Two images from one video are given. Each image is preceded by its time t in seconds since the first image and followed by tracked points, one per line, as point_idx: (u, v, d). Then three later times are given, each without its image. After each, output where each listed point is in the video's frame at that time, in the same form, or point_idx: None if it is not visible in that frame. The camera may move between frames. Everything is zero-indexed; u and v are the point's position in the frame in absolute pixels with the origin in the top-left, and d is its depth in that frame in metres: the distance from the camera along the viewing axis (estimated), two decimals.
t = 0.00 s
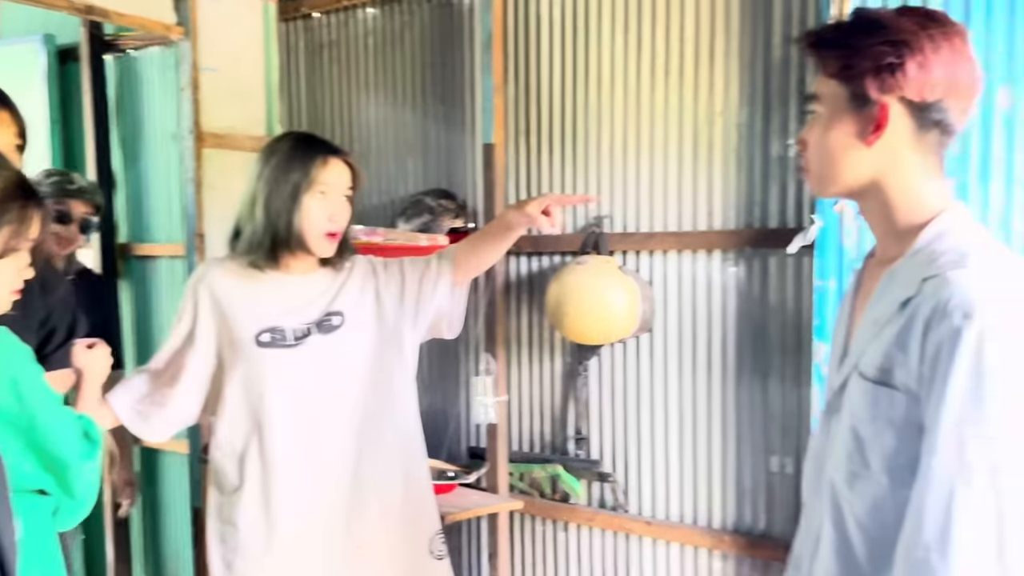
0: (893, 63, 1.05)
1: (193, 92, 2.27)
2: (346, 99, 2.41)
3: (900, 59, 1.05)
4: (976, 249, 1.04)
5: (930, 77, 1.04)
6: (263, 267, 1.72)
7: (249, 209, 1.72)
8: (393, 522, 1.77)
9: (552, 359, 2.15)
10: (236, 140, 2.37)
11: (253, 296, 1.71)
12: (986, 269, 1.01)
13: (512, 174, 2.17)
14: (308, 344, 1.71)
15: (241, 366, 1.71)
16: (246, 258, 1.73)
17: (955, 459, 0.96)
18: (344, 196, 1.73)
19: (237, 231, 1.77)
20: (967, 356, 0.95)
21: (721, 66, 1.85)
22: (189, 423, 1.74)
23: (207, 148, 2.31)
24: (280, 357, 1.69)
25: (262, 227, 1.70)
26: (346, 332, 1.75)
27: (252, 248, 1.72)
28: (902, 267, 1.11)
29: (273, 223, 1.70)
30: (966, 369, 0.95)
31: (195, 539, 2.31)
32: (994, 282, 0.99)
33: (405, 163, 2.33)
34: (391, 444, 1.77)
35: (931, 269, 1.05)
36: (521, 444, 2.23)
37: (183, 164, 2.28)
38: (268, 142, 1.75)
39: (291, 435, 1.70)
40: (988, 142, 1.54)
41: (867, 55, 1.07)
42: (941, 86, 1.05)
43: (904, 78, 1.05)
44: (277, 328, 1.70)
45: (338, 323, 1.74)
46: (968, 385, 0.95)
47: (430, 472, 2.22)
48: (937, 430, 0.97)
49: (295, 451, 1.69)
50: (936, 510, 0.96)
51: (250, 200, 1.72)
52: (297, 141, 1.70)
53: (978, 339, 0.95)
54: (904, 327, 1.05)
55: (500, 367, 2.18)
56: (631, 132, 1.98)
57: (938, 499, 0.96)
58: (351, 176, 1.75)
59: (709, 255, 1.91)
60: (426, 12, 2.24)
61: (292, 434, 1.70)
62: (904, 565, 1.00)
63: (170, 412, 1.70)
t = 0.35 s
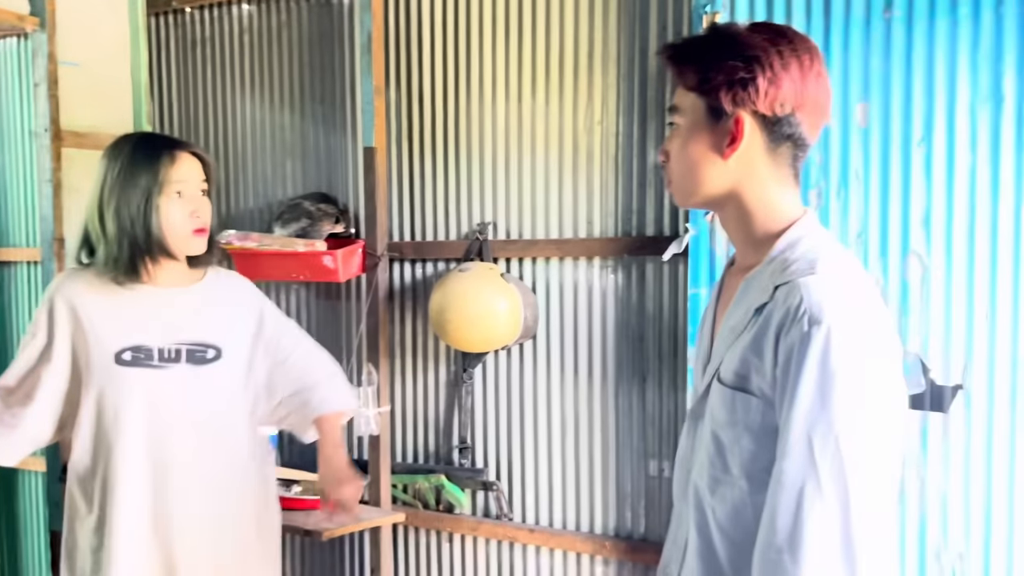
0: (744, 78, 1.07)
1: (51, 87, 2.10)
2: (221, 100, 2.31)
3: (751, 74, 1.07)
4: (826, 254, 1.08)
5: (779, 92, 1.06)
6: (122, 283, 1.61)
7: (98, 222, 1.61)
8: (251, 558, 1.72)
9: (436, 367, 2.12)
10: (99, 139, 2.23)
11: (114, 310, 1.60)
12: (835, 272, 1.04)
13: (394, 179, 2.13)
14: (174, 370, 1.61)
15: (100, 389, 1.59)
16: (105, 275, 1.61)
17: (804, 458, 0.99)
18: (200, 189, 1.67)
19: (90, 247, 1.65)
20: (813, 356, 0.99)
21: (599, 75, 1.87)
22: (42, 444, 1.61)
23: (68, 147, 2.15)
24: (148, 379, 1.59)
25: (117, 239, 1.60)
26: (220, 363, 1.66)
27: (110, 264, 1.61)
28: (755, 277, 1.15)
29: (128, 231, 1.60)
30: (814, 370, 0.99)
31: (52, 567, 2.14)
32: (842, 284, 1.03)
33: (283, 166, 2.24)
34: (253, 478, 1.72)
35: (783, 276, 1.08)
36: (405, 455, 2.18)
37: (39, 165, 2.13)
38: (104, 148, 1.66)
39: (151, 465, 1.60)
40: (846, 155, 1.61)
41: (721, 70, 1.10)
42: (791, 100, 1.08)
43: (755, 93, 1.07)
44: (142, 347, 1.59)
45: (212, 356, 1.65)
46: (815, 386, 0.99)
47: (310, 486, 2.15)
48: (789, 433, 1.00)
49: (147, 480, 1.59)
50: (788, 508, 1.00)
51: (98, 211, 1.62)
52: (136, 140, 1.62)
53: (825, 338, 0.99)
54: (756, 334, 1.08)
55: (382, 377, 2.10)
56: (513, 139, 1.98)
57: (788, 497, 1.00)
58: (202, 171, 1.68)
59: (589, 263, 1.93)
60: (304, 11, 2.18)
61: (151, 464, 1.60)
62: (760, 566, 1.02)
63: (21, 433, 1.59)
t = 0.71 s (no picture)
0: (677, 82, 1.07)
1: None
2: (150, 95, 2.23)
3: (684, 79, 1.07)
4: (758, 255, 1.09)
5: (712, 96, 1.06)
6: (47, 287, 1.54)
7: (21, 222, 1.54)
8: None
9: (374, 372, 2.07)
10: (20, 133, 2.14)
11: (37, 316, 1.52)
12: (766, 275, 1.04)
13: (331, 179, 2.08)
14: (100, 380, 1.56)
15: (21, 394, 1.51)
16: (31, 280, 1.53)
17: (734, 461, 0.99)
18: (130, 185, 1.62)
19: (13, 249, 1.58)
20: (744, 359, 0.98)
21: (540, 77, 1.86)
22: None
23: None
24: (73, 387, 1.53)
25: (41, 241, 1.53)
26: (149, 377, 1.64)
27: (33, 268, 1.53)
28: (688, 279, 1.16)
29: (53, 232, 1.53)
30: (745, 373, 0.98)
31: None
32: (773, 287, 1.03)
33: (215, 164, 2.17)
34: (168, 494, 1.68)
35: (716, 279, 1.07)
36: (342, 461, 2.13)
37: None
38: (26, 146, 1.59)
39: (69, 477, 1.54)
40: (782, 160, 1.62)
41: (654, 74, 1.09)
42: (724, 105, 1.07)
43: (688, 97, 1.06)
44: (67, 354, 1.53)
45: (141, 370, 1.62)
46: (745, 389, 0.98)
47: (242, 495, 2.08)
48: (720, 436, 0.99)
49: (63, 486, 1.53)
50: (718, 512, 0.99)
51: (20, 212, 1.54)
52: (59, 137, 1.56)
53: (756, 341, 0.98)
54: (690, 335, 1.07)
55: (318, 381, 2.05)
56: (454, 140, 1.95)
57: (718, 502, 0.99)
58: (131, 167, 1.63)
59: (530, 266, 1.91)
60: (239, 4, 2.12)
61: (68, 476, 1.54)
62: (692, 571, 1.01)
63: None
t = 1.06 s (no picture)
0: (647, 81, 1.05)
1: None
2: (114, 88, 2.17)
3: (654, 78, 1.05)
4: (729, 256, 1.07)
5: (683, 96, 1.04)
6: (11, 288, 1.51)
7: None
8: None
9: (342, 372, 2.04)
10: None
11: None
12: (737, 277, 1.03)
13: (300, 176, 2.05)
14: (62, 381, 1.52)
15: None
16: None
17: (705, 467, 0.97)
18: (98, 186, 1.57)
19: None
20: (715, 362, 0.97)
21: (512, 75, 1.84)
22: None
23: None
24: (34, 388, 1.49)
25: (5, 240, 1.50)
26: (112, 377, 1.59)
27: None
28: (658, 280, 1.14)
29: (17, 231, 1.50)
30: (716, 376, 0.97)
31: None
32: (744, 289, 1.02)
33: (181, 160, 2.13)
34: (134, 498, 1.63)
35: (687, 282, 1.07)
36: (309, 464, 2.09)
37: None
38: None
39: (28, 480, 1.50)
40: (753, 161, 1.62)
41: (625, 72, 1.07)
42: (694, 105, 1.06)
43: (658, 97, 1.05)
44: (28, 353, 1.49)
45: (105, 370, 1.58)
46: (717, 393, 0.97)
47: (206, 497, 2.04)
48: (692, 441, 0.98)
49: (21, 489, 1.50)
50: (689, 518, 0.98)
51: None
52: (25, 133, 1.52)
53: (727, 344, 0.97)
54: (660, 339, 1.07)
55: (285, 382, 2.01)
56: (425, 138, 1.93)
57: (690, 507, 0.97)
58: (99, 167, 1.58)
59: (501, 266, 1.89)
60: None
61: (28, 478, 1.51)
62: None
63: None
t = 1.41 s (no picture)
0: (621, 83, 1.02)
1: None
2: (108, 83, 2.16)
3: (629, 80, 1.01)
4: (710, 256, 1.04)
5: (657, 99, 1.00)
6: None
7: None
8: None
9: (333, 372, 2.02)
10: None
11: None
12: (719, 278, 1.00)
13: (293, 174, 2.03)
14: (53, 378, 1.50)
15: None
16: None
17: (688, 474, 0.94)
18: (90, 185, 1.55)
19: None
20: (694, 367, 0.94)
21: (507, 73, 1.81)
22: None
23: None
24: (23, 385, 1.48)
25: None
26: (103, 375, 1.57)
27: None
28: (641, 284, 1.13)
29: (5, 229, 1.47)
30: (695, 381, 0.94)
31: None
32: (725, 291, 0.98)
33: (174, 156, 2.11)
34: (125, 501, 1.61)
35: (666, 284, 1.04)
36: (300, 464, 2.07)
37: None
38: None
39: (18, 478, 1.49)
40: (749, 161, 1.60)
41: (599, 73, 1.04)
42: (671, 108, 1.02)
43: (632, 100, 1.01)
44: (19, 350, 1.48)
45: (95, 367, 1.56)
46: (696, 398, 0.94)
47: (196, 497, 2.02)
48: (673, 448, 0.95)
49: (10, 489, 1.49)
50: (672, 526, 0.95)
51: None
52: (20, 130, 1.50)
53: (705, 350, 0.94)
54: (641, 345, 1.04)
55: (275, 381, 2.00)
56: (419, 136, 1.90)
57: (673, 515, 0.95)
58: (92, 167, 1.56)
59: (494, 266, 1.87)
60: None
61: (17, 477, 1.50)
62: None
63: None
